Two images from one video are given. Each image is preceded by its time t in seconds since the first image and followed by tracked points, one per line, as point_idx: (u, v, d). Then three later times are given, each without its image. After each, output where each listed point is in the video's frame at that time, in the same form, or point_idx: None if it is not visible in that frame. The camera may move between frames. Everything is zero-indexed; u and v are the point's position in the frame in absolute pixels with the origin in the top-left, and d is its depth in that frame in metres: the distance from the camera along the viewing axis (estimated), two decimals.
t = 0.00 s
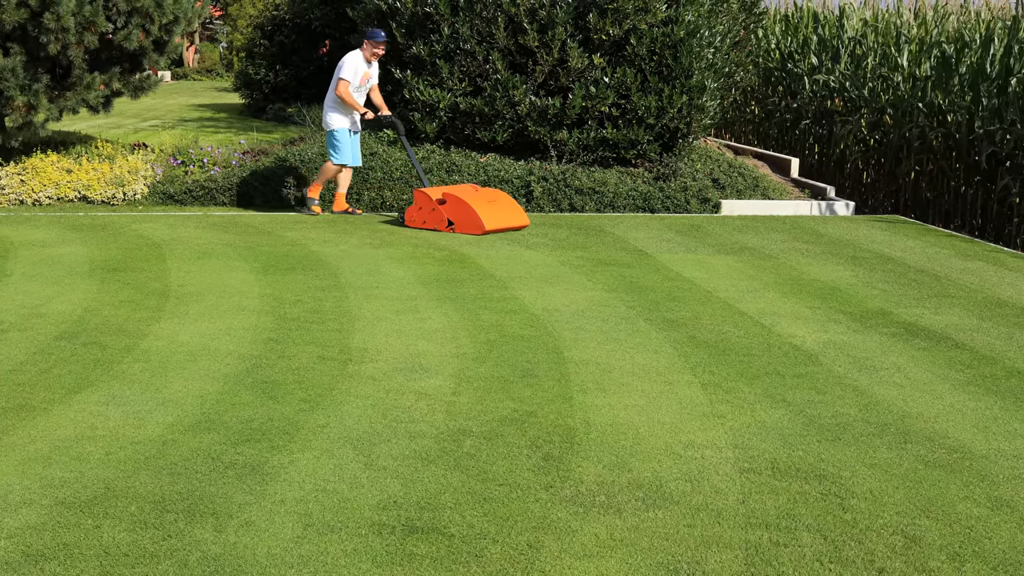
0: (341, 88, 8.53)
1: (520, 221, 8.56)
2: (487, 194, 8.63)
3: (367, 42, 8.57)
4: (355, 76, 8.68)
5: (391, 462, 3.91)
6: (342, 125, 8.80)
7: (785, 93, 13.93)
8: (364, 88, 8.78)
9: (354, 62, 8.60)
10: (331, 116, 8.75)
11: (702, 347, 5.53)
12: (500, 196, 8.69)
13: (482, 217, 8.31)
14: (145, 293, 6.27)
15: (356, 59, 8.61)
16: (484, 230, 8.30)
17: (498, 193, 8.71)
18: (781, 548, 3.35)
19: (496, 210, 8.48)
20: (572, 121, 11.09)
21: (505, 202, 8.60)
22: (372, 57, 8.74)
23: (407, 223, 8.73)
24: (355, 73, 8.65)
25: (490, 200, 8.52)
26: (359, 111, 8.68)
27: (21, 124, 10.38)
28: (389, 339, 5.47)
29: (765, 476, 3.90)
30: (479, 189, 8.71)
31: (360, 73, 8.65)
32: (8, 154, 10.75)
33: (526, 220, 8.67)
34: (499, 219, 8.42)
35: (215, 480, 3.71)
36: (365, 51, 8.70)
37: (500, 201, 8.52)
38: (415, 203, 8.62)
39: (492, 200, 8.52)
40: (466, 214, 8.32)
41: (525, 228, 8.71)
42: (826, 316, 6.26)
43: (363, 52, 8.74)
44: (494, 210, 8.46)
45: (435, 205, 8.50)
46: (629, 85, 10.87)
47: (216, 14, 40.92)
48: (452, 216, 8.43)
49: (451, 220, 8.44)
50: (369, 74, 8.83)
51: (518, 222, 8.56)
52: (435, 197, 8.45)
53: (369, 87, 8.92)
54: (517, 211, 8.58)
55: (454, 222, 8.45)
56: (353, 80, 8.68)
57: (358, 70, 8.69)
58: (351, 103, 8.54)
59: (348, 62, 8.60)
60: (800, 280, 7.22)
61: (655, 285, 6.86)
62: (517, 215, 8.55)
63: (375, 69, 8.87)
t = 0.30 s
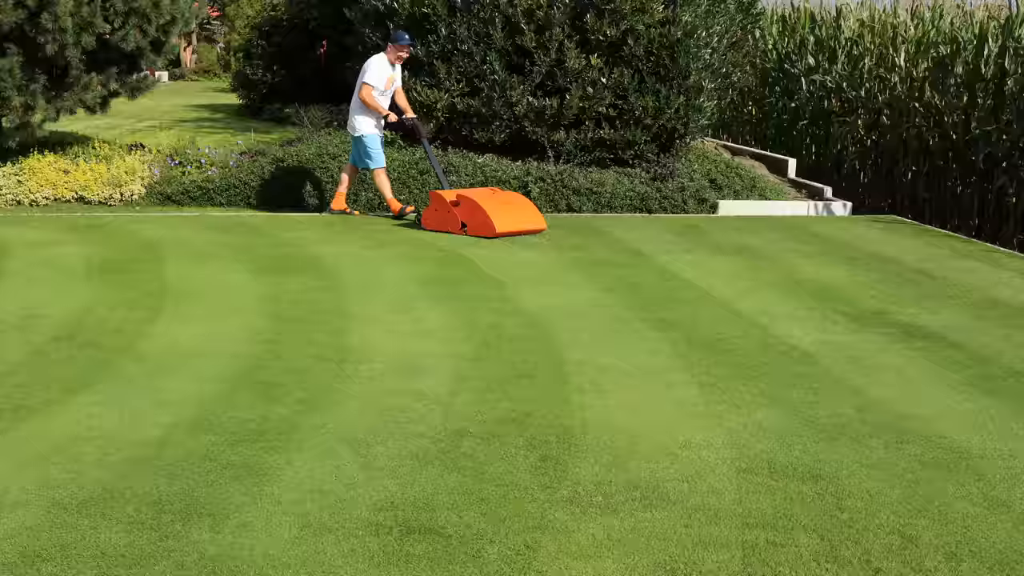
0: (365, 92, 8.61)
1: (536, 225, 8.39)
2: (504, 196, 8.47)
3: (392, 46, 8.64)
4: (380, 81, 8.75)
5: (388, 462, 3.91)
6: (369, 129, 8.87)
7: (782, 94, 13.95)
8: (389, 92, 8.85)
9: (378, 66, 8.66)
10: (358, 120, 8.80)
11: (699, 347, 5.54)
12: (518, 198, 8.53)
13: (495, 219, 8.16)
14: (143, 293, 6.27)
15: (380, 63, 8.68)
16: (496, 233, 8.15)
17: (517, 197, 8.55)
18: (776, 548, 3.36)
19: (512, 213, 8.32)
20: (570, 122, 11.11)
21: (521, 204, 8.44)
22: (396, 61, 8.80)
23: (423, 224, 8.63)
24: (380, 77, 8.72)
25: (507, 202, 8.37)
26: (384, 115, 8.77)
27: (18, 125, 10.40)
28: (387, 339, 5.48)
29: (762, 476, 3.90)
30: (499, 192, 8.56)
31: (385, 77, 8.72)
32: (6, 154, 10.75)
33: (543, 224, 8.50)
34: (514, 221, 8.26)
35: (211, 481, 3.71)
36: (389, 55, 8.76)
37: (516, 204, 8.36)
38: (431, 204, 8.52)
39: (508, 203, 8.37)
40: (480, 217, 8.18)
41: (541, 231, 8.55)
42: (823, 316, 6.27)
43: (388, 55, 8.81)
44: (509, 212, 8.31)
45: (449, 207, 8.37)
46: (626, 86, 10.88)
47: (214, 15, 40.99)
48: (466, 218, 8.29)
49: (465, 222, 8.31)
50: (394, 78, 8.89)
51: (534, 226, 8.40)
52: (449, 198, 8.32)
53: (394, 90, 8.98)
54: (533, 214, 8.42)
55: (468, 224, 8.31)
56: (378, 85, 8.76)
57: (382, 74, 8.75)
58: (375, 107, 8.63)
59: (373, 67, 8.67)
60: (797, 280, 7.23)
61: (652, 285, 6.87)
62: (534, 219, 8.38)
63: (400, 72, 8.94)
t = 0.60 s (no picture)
0: (388, 93, 8.48)
1: (549, 229, 8.26)
2: (519, 200, 8.36)
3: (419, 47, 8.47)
4: (407, 82, 8.60)
5: (385, 462, 3.91)
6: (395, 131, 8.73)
7: (778, 94, 13.98)
8: (416, 94, 8.72)
9: (406, 68, 8.52)
10: (384, 123, 8.69)
11: (696, 347, 5.54)
12: (533, 202, 8.41)
13: (506, 221, 8.03)
14: (140, 294, 6.26)
15: (407, 65, 8.53)
16: (506, 235, 8.02)
17: (533, 200, 8.42)
18: (773, 547, 3.36)
19: (525, 216, 8.20)
20: (567, 122, 11.12)
21: (536, 208, 8.32)
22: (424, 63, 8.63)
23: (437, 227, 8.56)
24: (406, 78, 8.57)
25: (521, 206, 8.24)
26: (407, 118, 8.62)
27: (15, 125, 10.41)
28: (384, 339, 5.48)
29: (758, 476, 3.91)
30: (515, 195, 8.43)
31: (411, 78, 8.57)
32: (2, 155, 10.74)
33: (558, 229, 8.34)
34: (525, 225, 8.13)
35: (209, 481, 3.71)
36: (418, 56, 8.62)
37: (529, 207, 8.24)
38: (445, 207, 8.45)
39: (522, 206, 8.24)
40: (491, 219, 8.07)
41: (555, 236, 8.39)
42: (820, 315, 6.28)
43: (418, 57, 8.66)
44: (522, 215, 8.18)
45: (462, 209, 8.28)
46: (623, 86, 10.90)
47: (210, 15, 40.96)
48: (478, 221, 8.18)
49: (476, 225, 8.21)
50: (422, 79, 8.74)
51: (548, 229, 8.25)
52: (462, 200, 8.24)
53: (422, 92, 8.85)
54: (546, 218, 8.28)
55: (479, 227, 8.20)
56: (404, 86, 8.61)
57: (410, 76, 8.61)
58: (400, 110, 8.52)
59: (400, 68, 8.53)
60: (794, 280, 7.24)
61: (649, 285, 6.88)
62: (547, 223, 8.25)
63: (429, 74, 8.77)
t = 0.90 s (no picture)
0: (406, 93, 8.44)
1: (564, 234, 8.05)
2: (537, 203, 8.18)
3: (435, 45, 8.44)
4: (425, 82, 8.56)
5: (383, 462, 3.91)
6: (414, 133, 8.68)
7: (776, 94, 13.99)
8: (436, 94, 8.66)
9: (424, 68, 8.49)
10: (404, 125, 8.65)
11: (694, 346, 5.55)
12: (552, 205, 8.21)
13: (518, 224, 7.85)
14: (137, 294, 6.26)
15: (425, 65, 8.50)
16: (518, 238, 7.84)
17: (553, 203, 8.21)
18: (771, 546, 3.37)
19: (541, 219, 8.00)
20: (564, 122, 11.12)
21: (553, 211, 8.11)
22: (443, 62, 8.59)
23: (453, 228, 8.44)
24: (424, 78, 8.53)
25: (537, 209, 8.05)
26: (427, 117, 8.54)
27: (12, 126, 10.38)
28: (382, 339, 5.48)
29: (756, 476, 3.91)
30: (535, 198, 8.24)
31: (429, 78, 8.53)
32: None
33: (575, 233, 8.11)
34: (539, 229, 7.94)
35: (207, 481, 3.71)
36: (436, 56, 8.59)
37: (545, 209, 8.04)
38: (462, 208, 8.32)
39: (539, 210, 8.05)
40: (503, 221, 7.89)
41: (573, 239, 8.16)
42: (818, 315, 6.29)
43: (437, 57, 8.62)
44: (537, 218, 7.99)
45: (477, 211, 8.13)
46: (620, 86, 10.93)
47: (208, 15, 40.87)
48: (491, 223, 8.03)
49: (490, 227, 8.06)
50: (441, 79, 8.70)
51: (563, 233, 8.03)
52: (477, 202, 8.10)
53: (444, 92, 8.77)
54: (562, 221, 8.06)
55: (492, 229, 8.04)
56: (423, 86, 8.57)
57: (428, 76, 8.57)
58: (418, 109, 8.48)
59: (418, 68, 8.50)
60: (792, 279, 7.24)
61: (647, 285, 6.88)
62: (563, 228, 8.03)
63: (449, 73, 8.73)
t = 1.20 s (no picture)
0: (429, 91, 8.32)
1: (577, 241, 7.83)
2: (554, 209, 7.99)
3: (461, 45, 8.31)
4: (450, 82, 8.43)
5: (382, 462, 3.91)
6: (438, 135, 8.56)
7: (774, 94, 14.01)
8: (462, 94, 8.52)
9: (448, 67, 8.36)
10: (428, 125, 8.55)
11: (692, 347, 5.55)
12: (569, 212, 8.01)
13: (528, 230, 7.67)
14: (136, 295, 6.26)
15: (449, 65, 8.37)
16: (527, 244, 7.65)
17: (570, 211, 8.01)
18: (769, 546, 3.37)
19: (554, 225, 7.81)
20: (563, 122, 11.13)
21: (569, 218, 7.91)
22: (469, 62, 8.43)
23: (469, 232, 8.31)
24: (449, 77, 8.41)
25: (551, 216, 7.86)
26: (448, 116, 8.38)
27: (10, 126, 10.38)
28: (381, 340, 5.48)
29: (754, 475, 3.92)
30: (553, 205, 8.05)
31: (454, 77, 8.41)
32: None
33: (589, 241, 7.87)
34: (550, 236, 7.75)
35: (206, 481, 3.71)
36: (464, 56, 8.46)
37: (559, 216, 7.85)
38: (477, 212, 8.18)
39: (553, 217, 7.86)
40: (513, 226, 7.72)
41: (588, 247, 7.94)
42: (816, 315, 6.29)
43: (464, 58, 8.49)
44: (549, 225, 7.80)
45: (491, 216, 7.98)
46: (619, 86, 10.94)
47: (206, 15, 40.89)
48: (503, 228, 7.86)
49: (502, 232, 7.89)
50: (468, 79, 8.54)
51: (576, 240, 7.82)
52: (490, 206, 7.95)
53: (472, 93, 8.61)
54: (576, 228, 7.85)
55: (504, 235, 7.87)
56: (448, 86, 8.44)
57: (453, 76, 8.44)
58: (439, 107, 8.31)
59: (443, 68, 8.39)
60: (790, 279, 7.25)
61: (645, 285, 6.89)
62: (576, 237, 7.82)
63: (477, 74, 8.55)
